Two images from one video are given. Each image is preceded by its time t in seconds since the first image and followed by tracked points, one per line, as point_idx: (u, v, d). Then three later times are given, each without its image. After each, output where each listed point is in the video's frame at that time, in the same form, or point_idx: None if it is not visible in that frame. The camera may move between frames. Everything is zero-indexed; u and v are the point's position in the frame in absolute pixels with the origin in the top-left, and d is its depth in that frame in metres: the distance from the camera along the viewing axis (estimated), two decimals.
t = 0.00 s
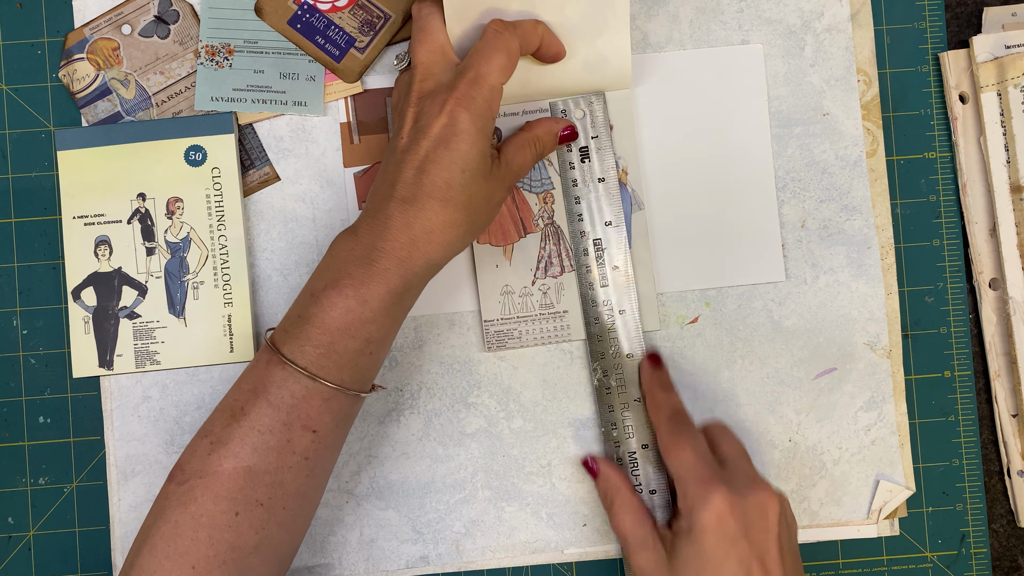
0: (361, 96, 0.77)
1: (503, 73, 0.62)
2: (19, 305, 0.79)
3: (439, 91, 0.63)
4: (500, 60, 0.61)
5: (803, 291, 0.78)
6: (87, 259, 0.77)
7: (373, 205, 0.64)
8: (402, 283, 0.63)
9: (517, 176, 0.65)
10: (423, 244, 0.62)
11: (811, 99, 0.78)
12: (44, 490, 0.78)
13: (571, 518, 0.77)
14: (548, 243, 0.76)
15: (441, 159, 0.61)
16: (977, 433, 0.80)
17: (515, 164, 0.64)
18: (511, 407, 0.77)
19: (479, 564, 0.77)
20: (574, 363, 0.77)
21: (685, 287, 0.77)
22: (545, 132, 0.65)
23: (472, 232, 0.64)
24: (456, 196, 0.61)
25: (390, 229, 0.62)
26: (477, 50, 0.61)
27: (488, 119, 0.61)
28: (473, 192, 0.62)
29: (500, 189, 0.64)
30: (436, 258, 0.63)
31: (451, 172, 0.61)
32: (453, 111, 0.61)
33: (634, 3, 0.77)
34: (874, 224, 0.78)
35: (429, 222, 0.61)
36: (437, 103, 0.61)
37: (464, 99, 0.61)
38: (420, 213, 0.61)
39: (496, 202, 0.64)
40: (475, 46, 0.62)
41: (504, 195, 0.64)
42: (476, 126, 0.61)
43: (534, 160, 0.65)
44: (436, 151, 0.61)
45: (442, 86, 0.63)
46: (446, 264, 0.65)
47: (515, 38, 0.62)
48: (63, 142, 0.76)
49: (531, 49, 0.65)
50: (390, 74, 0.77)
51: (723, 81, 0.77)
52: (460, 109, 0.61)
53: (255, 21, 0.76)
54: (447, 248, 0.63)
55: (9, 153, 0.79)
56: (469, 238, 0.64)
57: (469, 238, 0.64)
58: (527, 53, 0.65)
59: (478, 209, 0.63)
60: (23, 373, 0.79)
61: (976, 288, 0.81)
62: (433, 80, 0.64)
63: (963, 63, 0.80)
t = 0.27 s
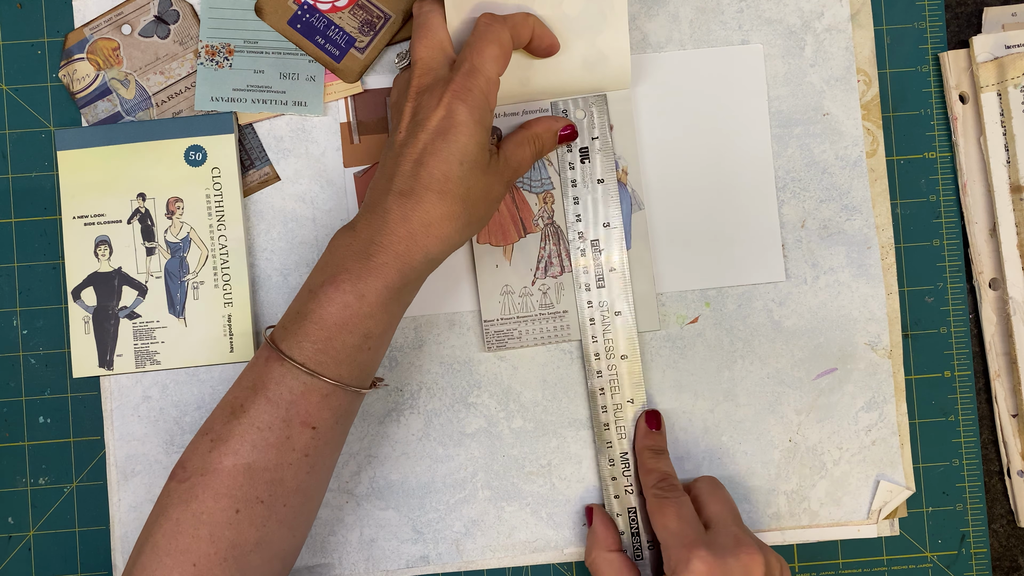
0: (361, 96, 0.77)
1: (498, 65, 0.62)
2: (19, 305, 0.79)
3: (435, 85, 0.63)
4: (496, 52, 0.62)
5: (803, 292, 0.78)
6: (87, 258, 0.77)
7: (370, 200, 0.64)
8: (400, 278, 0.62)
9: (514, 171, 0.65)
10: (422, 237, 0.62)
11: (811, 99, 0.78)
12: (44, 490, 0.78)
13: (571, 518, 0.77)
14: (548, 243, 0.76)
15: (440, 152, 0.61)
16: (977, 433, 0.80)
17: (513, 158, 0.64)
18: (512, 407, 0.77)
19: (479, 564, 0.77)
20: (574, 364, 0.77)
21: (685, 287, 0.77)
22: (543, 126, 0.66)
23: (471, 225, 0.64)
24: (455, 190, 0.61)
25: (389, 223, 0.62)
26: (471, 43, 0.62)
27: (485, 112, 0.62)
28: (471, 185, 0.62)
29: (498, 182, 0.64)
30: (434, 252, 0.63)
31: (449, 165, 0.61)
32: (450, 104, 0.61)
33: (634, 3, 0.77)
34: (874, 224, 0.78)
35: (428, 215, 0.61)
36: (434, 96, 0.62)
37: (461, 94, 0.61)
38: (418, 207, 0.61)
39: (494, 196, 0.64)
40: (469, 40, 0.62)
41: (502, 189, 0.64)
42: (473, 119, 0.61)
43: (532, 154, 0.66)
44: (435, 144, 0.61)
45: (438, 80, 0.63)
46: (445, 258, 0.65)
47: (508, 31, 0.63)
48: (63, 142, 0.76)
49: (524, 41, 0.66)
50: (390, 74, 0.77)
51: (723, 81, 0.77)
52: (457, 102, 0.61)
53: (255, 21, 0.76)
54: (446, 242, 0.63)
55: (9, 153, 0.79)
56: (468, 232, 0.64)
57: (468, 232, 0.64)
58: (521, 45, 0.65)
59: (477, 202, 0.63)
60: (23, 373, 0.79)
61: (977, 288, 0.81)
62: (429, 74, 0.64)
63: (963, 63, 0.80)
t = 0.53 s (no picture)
0: (361, 96, 0.77)
1: (495, 64, 0.62)
2: (19, 305, 0.79)
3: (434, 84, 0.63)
4: (493, 51, 0.62)
5: (803, 291, 0.78)
6: (87, 258, 0.77)
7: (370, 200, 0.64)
8: (398, 278, 0.62)
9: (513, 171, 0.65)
10: (420, 237, 0.62)
11: (811, 99, 0.78)
12: (44, 490, 0.78)
13: (571, 517, 0.77)
14: (548, 243, 0.76)
15: (438, 152, 0.61)
16: (977, 433, 0.80)
17: (512, 158, 0.64)
18: (512, 407, 0.77)
19: (479, 563, 0.77)
20: (575, 364, 0.77)
21: (685, 287, 0.77)
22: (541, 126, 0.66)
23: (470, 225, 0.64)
24: (453, 190, 0.61)
25: (387, 223, 0.62)
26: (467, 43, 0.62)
27: (482, 111, 0.62)
28: (469, 184, 0.62)
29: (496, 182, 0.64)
30: (433, 252, 0.63)
31: (447, 164, 0.61)
32: (447, 103, 0.61)
33: (634, 3, 0.78)
34: (874, 224, 0.78)
35: (426, 215, 0.61)
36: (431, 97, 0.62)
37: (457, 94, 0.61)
38: (416, 206, 0.61)
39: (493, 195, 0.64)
40: (466, 40, 0.62)
41: (500, 188, 0.64)
42: (470, 118, 0.61)
43: (531, 154, 0.66)
44: (433, 144, 0.61)
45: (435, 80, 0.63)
46: (443, 258, 0.65)
47: (505, 30, 0.63)
48: (63, 142, 0.76)
49: (522, 40, 0.65)
50: (390, 74, 0.77)
51: (722, 81, 0.77)
52: (455, 102, 0.61)
53: (255, 21, 0.76)
54: (444, 242, 0.63)
55: (9, 153, 0.79)
56: (467, 232, 0.64)
57: (466, 232, 0.64)
58: (518, 44, 0.65)
59: (475, 202, 0.63)
60: (23, 373, 0.79)
61: (977, 288, 0.81)
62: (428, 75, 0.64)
63: (962, 63, 0.80)
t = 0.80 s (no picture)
0: (361, 96, 0.77)
1: (495, 64, 0.62)
2: (19, 305, 0.79)
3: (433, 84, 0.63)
4: (492, 52, 0.62)
5: (802, 292, 0.78)
6: (87, 258, 0.77)
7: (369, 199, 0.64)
8: (397, 277, 0.62)
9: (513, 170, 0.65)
10: (418, 237, 0.62)
11: (811, 99, 0.78)
12: (44, 490, 0.78)
13: (570, 517, 0.77)
14: (548, 243, 0.76)
15: (437, 152, 0.61)
16: (977, 433, 0.80)
17: (512, 159, 0.64)
18: (512, 407, 0.77)
19: (479, 563, 0.77)
20: (574, 364, 0.77)
21: (685, 287, 0.77)
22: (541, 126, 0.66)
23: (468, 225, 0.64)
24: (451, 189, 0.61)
25: (386, 222, 0.62)
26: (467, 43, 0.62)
27: (481, 112, 0.62)
28: (468, 184, 0.62)
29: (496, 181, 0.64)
30: (431, 251, 0.63)
31: (446, 164, 0.61)
32: (447, 103, 0.61)
33: (634, 3, 0.77)
34: (874, 224, 0.78)
35: (425, 215, 0.61)
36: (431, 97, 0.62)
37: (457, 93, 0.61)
38: (415, 206, 0.61)
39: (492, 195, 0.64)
40: (465, 40, 0.62)
41: (499, 188, 0.64)
42: (469, 118, 0.61)
43: (531, 154, 0.65)
44: (432, 144, 0.61)
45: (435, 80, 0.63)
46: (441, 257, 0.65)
47: (505, 30, 0.63)
48: (63, 142, 0.76)
49: (521, 40, 0.65)
50: (390, 74, 0.77)
51: (723, 81, 0.77)
52: (455, 102, 0.61)
53: (255, 21, 0.76)
54: (443, 241, 0.63)
55: (9, 153, 0.79)
56: (466, 231, 0.64)
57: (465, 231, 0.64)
58: (518, 44, 0.65)
59: (473, 202, 0.63)
60: (23, 373, 0.79)
61: (977, 288, 0.81)
62: (428, 74, 0.64)
63: (962, 63, 0.80)
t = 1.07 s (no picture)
0: (361, 96, 0.77)
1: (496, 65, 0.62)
2: (19, 305, 0.79)
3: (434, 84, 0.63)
4: (493, 53, 0.62)
5: (802, 292, 0.78)
6: (88, 259, 0.77)
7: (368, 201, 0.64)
8: (397, 278, 0.62)
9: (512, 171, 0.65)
10: (420, 238, 0.62)
11: (811, 99, 0.78)
12: (44, 490, 0.78)
13: (570, 517, 0.77)
14: (548, 243, 0.76)
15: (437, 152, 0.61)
16: (977, 433, 0.80)
17: (513, 159, 0.64)
18: (512, 407, 0.77)
19: (479, 563, 0.77)
20: (575, 364, 0.77)
21: (685, 287, 0.77)
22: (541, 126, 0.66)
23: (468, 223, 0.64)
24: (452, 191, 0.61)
25: (386, 223, 0.62)
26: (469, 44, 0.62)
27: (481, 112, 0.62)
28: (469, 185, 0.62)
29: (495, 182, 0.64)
30: (432, 252, 0.63)
31: (447, 166, 0.61)
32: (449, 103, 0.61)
33: (634, 3, 0.77)
34: (874, 224, 0.78)
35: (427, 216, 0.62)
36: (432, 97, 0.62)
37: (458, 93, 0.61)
38: (415, 207, 0.62)
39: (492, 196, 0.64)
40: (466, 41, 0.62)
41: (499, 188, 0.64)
42: (469, 119, 0.61)
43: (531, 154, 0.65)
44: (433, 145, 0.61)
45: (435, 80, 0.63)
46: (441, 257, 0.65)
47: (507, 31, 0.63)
48: (63, 142, 0.76)
49: (522, 41, 0.65)
50: (390, 74, 0.77)
51: (722, 81, 0.77)
52: (455, 103, 0.61)
53: (255, 21, 0.76)
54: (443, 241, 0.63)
55: (9, 153, 0.79)
56: (466, 232, 0.64)
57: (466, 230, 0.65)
58: (518, 45, 0.65)
59: (475, 202, 0.63)
60: (23, 373, 0.79)
61: (977, 288, 0.81)
62: (429, 75, 0.64)
63: (962, 63, 0.80)
